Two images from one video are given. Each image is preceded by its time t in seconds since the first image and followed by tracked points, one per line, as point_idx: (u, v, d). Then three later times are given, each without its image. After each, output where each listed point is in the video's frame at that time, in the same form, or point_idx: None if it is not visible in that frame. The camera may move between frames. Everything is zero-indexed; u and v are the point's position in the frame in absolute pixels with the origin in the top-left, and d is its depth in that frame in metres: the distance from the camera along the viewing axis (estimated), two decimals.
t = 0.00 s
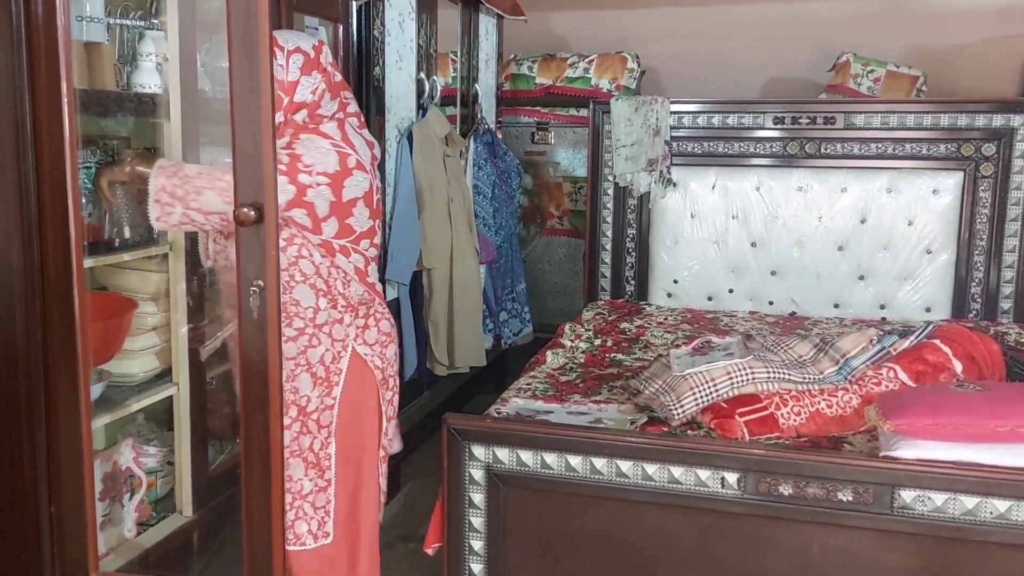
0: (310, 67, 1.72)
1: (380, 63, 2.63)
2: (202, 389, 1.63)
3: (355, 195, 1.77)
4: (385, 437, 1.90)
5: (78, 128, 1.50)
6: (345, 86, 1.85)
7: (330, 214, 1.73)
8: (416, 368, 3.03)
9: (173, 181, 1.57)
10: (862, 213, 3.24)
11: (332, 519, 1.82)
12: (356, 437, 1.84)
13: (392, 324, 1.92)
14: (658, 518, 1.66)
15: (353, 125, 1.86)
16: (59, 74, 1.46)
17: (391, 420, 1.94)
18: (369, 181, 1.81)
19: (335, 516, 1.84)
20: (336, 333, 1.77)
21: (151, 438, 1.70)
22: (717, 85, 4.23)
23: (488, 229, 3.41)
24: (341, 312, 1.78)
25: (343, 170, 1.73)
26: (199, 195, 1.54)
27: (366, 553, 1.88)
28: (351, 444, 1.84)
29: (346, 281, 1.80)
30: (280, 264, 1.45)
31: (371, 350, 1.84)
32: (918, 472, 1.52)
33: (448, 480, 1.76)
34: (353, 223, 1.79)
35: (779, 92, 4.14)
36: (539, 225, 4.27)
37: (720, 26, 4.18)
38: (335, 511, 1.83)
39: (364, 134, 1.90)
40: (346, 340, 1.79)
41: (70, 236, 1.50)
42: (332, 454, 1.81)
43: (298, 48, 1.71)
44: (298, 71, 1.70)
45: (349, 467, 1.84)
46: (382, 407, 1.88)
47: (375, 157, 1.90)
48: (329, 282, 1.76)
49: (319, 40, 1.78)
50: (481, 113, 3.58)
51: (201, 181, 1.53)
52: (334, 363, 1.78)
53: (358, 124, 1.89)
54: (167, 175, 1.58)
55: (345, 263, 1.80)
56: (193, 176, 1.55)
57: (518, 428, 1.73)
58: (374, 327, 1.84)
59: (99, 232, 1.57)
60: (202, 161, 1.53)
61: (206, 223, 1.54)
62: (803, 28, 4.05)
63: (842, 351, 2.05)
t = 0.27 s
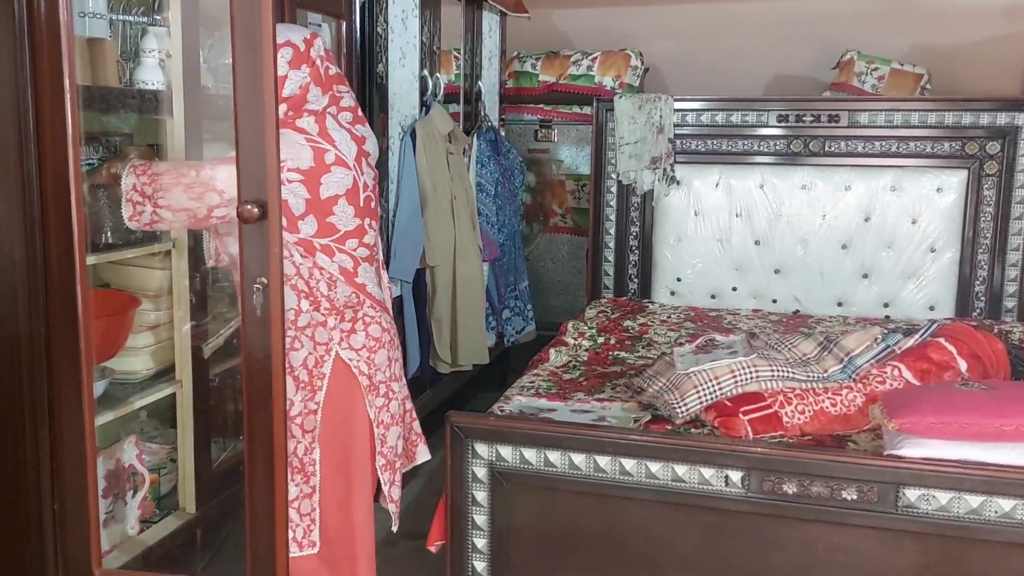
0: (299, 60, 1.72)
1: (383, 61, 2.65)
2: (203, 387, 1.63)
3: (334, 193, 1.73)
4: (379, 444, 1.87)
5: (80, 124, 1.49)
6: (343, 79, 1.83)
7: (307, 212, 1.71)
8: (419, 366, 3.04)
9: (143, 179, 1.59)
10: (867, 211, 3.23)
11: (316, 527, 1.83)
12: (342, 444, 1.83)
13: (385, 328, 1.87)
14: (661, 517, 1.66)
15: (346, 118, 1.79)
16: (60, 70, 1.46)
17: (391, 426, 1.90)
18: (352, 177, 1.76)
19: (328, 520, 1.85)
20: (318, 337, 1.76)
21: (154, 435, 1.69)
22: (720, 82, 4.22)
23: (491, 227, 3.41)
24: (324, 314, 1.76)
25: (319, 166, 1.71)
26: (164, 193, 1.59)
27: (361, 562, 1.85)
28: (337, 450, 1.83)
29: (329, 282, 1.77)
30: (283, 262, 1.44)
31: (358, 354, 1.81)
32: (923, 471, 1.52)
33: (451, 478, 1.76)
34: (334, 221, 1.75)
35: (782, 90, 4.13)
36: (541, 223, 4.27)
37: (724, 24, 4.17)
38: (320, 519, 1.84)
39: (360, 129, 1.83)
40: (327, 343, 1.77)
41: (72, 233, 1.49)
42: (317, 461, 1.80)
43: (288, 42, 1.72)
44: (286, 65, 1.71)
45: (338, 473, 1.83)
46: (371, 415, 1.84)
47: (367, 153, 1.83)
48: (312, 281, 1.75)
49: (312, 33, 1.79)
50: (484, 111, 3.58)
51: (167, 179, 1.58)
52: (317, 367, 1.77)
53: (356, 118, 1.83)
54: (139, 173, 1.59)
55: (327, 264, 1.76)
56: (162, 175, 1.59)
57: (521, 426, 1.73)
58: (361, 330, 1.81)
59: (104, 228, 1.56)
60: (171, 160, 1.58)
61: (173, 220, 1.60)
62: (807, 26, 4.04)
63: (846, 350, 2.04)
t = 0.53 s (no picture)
0: (295, 59, 1.72)
1: (386, 60, 2.64)
2: (206, 386, 1.65)
3: (324, 194, 1.72)
4: (373, 448, 1.87)
5: (84, 122, 1.49)
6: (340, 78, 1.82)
7: (296, 213, 1.71)
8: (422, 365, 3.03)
9: (136, 179, 1.59)
10: (871, 210, 3.23)
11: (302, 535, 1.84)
12: (333, 448, 1.83)
13: (379, 331, 1.86)
14: (666, 517, 1.66)
15: (341, 118, 1.79)
16: (66, 69, 1.45)
17: (388, 430, 1.90)
18: (343, 178, 1.75)
19: (323, 524, 1.86)
20: (310, 339, 1.76)
21: (157, 434, 1.75)
22: (724, 81, 4.21)
23: (494, 226, 3.40)
24: (315, 317, 1.76)
25: (309, 167, 1.70)
26: (155, 192, 1.60)
27: (358, 564, 1.87)
28: (327, 456, 1.83)
29: (321, 285, 1.76)
30: (287, 262, 1.44)
31: (349, 358, 1.80)
32: (928, 471, 1.51)
33: (454, 477, 1.75)
34: (325, 222, 1.74)
35: (786, 88, 4.12)
36: (544, 222, 4.26)
37: (727, 22, 4.16)
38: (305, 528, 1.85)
39: (355, 128, 1.82)
40: (318, 346, 1.77)
41: (77, 232, 1.49)
42: (308, 466, 1.81)
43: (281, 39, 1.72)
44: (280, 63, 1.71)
45: (332, 477, 1.84)
46: (364, 419, 1.84)
47: (362, 152, 1.82)
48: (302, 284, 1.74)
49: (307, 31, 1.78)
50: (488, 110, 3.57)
51: (158, 179, 1.60)
52: (308, 370, 1.77)
53: (352, 117, 1.81)
54: (133, 173, 1.59)
55: (319, 266, 1.76)
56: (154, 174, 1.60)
57: (525, 425, 1.72)
58: (354, 333, 1.81)
59: (107, 228, 1.56)
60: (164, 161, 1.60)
61: (164, 220, 1.62)
62: (811, 24, 4.03)
63: (851, 349, 2.04)
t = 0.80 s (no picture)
0: (296, 61, 1.72)
1: (388, 61, 2.65)
2: (210, 387, 1.66)
3: (323, 196, 1.73)
4: (372, 450, 1.88)
5: (89, 124, 1.48)
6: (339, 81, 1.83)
7: (296, 215, 1.71)
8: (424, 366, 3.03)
9: (137, 184, 1.60)
10: (874, 210, 3.22)
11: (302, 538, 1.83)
12: (333, 451, 1.83)
13: (378, 333, 1.87)
14: (669, 518, 1.65)
15: (340, 120, 1.79)
16: (70, 70, 1.45)
17: (387, 432, 1.91)
18: (342, 180, 1.76)
19: (322, 528, 1.85)
20: (309, 341, 1.76)
21: (161, 436, 1.80)
22: (726, 81, 4.21)
23: (496, 227, 3.39)
24: (315, 319, 1.76)
25: (308, 168, 1.71)
26: (156, 197, 1.60)
27: (358, 568, 1.87)
28: (325, 460, 1.83)
29: (320, 287, 1.76)
30: (290, 263, 1.44)
31: (348, 360, 1.80)
32: (932, 472, 1.51)
33: (457, 479, 1.75)
34: (324, 224, 1.74)
35: (788, 89, 4.11)
36: (546, 222, 4.26)
37: (729, 23, 4.16)
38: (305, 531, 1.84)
39: (354, 130, 1.82)
40: (317, 349, 1.77)
41: (81, 234, 1.49)
42: (307, 468, 1.80)
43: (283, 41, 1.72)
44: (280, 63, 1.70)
45: (331, 481, 1.84)
46: (363, 421, 1.85)
47: (361, 155, 1.83)
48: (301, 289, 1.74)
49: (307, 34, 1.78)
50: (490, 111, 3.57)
51: (159, 183, 1.60)
52: (308, 373, 1.77)
53: (351, 120, 1.82)
54: (133, 179, 1.60)
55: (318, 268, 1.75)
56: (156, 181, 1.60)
57: (528, 427, 1.72)
58: (353, 335, 1.81)
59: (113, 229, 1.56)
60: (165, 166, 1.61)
61: (164, 224, 1.61)
62: (813, 25, 4.03)
63: (854, 350, 2.03)
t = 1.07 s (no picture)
0: (299, 61, 1.71)
1: (391, 62, 2.65)
2: (214, 387, 1.66)
3: (329, 197, 1.73)
4: (375, 450, 1.88)
5: (91, 126, 1.48)
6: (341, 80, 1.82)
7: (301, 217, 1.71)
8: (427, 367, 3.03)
9: (145, 196, 1.60)
10: (878, 209, 3.22)
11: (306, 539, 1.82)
12: (335, 453, 1.83)
13: (380, 334, 1.87)
14: (673, 519, 1.65)
15: (342, 121, 1.79)
16: (72, 70, 1.45)
17: (388, 433, 1.91)
18: (347, 181, 1.76)
19: (324, 530, 1.85)
20: (311, 344, 1.76)
21: (164, 436, 1.80)
22: (729, 80, 4.20)
23: (499, 227, 3.39)
24: (317, 321, 1.76)
25: (314, 170, 1.71)
26: (164, 208, 1.61)
27: (359, 569, 1.87)
28: (328, 461, 1.83)
29: (322, 289, 1.77)
30: (293, 264, 1.44)
31: (350, 361, 1.81)
32: (936, 472, 1.50)
33: (460, 479, 1.75)
34: (329, 226, 1.75)
35: (791, 88, 4.11)
36: (550, 222, 4.26)
37: (732, 22, 4.15)
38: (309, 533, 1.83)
39: (356, 131, 1.83)
40: (318, 351, 1.77)
41: (84, 235, 1.49)
42: (309, 469, 1.80)
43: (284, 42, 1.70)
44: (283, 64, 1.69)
45: (333, 482, 1.84)
46: (366, 422, 1.85)
47: (364, 155, 1.83)
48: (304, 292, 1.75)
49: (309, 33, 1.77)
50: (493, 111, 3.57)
51: (166, 194, 1.61)
52: (310, 374, 1.78)
53: (353, 120, 1.82)
54: (140, 190, 1.59)
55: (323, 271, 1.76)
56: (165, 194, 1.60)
57: (531, 427, 1.72)
58: (355, 336, 1.81)
59: (115, 231, 1.56)
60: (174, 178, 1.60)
61: (172, 234, 1.62)
62: (816, 24, 4.02)
63: (858, 349, 2.03)
